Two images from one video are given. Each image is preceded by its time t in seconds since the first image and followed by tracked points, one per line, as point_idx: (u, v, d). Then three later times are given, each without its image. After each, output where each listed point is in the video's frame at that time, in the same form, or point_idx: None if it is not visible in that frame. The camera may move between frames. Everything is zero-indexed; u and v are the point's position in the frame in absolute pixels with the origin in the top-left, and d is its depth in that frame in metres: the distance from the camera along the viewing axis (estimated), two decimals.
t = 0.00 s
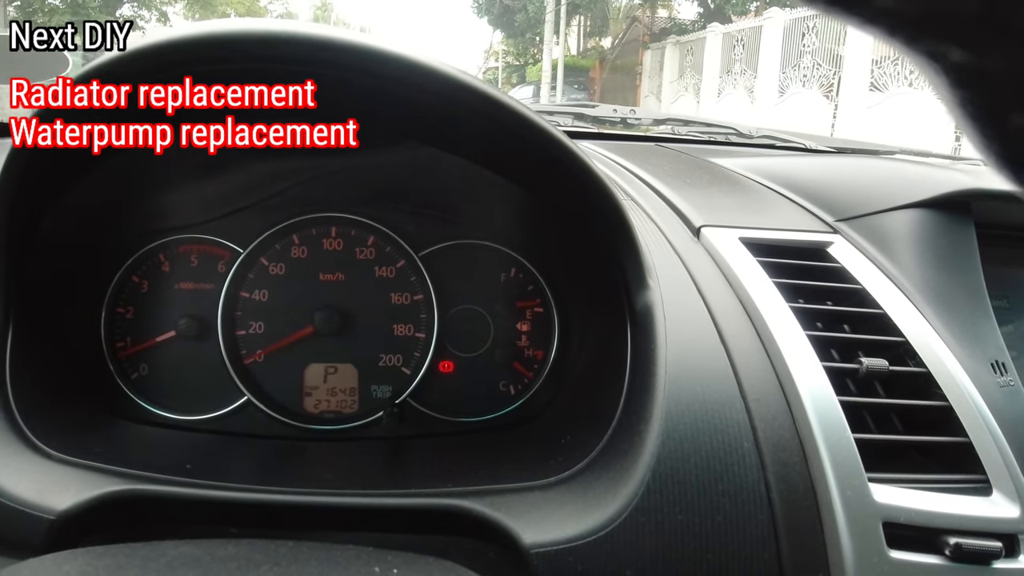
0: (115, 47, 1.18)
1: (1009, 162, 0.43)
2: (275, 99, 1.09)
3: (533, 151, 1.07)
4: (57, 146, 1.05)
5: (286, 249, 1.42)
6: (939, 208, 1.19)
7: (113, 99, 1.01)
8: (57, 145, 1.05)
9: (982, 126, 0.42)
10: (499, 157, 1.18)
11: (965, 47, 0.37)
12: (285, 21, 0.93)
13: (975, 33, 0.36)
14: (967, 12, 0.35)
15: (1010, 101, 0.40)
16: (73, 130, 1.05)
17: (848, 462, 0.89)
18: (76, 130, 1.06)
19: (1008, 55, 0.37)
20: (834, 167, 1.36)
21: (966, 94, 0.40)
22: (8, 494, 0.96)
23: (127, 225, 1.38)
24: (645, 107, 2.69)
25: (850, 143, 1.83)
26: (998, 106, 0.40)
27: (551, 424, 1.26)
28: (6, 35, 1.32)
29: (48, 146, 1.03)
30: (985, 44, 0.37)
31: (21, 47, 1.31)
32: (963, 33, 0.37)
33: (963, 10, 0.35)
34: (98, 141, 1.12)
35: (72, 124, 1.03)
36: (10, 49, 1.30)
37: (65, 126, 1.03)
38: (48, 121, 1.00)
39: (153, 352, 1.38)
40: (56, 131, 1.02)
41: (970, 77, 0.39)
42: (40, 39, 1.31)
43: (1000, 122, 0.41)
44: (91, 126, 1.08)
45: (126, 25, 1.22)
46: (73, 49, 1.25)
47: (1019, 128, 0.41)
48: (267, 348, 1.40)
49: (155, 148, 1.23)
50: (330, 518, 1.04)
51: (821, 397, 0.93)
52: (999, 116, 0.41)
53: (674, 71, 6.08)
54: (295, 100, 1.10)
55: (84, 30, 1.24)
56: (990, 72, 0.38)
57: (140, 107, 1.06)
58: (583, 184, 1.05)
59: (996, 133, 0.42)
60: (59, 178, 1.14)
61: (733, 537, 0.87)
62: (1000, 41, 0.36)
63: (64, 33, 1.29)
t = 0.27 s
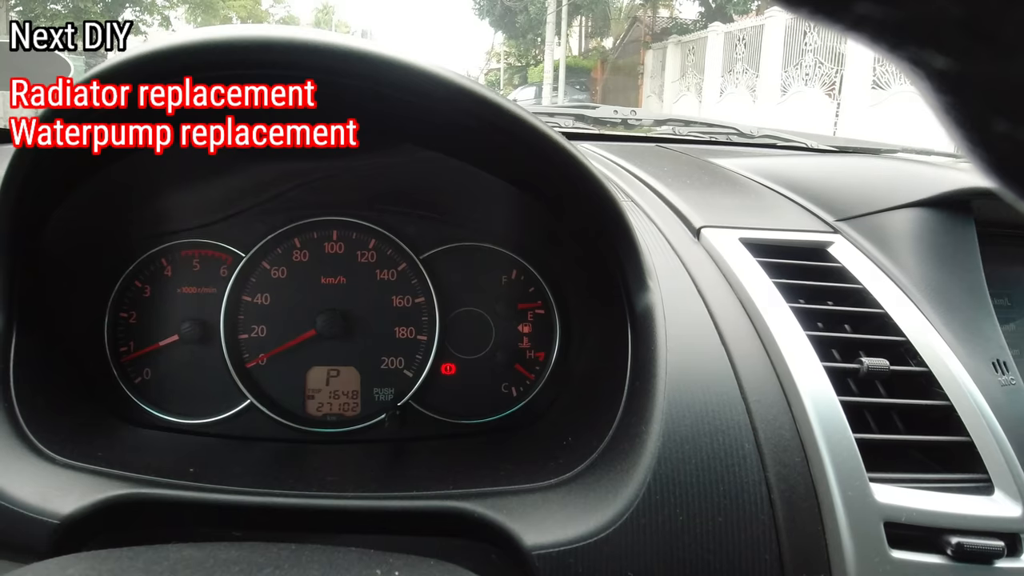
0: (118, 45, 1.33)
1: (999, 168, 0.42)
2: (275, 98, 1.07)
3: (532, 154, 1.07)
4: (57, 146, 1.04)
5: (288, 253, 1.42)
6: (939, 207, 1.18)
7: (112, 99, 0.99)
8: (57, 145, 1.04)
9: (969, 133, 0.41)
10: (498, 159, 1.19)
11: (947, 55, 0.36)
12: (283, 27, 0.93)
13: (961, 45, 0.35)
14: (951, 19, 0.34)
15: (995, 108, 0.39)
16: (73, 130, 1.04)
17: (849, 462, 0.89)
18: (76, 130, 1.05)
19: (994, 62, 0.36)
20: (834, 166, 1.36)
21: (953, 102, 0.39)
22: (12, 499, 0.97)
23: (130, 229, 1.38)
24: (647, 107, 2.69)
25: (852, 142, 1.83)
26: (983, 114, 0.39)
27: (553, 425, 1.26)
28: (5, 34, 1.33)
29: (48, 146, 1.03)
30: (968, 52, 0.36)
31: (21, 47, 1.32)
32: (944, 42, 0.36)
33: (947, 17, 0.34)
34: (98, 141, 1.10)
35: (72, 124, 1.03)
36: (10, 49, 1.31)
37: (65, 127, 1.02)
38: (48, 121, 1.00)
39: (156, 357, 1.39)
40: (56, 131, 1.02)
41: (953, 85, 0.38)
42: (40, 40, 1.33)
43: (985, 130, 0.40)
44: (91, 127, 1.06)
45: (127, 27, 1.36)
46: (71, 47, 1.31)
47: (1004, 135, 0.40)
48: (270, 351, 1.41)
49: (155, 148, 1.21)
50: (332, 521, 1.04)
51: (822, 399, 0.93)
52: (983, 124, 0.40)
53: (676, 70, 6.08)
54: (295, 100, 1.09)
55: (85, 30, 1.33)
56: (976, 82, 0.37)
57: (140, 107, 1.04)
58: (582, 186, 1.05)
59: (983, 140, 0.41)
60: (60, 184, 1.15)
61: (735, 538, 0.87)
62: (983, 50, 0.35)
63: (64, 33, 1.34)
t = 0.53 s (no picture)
0: (119, 45, 1.36)
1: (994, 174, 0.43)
2: (275, 99, 1.07)
3: (536, 157, 1.08)
4: (58, 147, 1.04)
5: (294, 257, 1.43)
6: (942, 207, 1.19)
7: (112, 99, 0.98)
8: (58, 146, 1.03)
9: (963, 139, 0.42)
10: (502, 163, 1.19)
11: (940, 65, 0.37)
12: (288, 33, 0.94)
13: (954, 55, 0.36)
14: (944, 32, 0.34)
15: (988, 114, 0.39)
16: (73, 129, 1.03)
17: (853, 463, 0.89)
18: (76, 130, 1.04)
19: (986, 72, 0.36)
20: (838, 167, 1.36)
21: (947, 109, 0.40)
22: (22, 502, 0.98)
23: (136, 234, 1.39)
24: (650, 108, 2.70)
25: (855, 142, 1.83)
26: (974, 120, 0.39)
27: (558, 426, 1.27)
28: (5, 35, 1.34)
29: (49, 147, 1.02)
30: (961, 61, 0.36)
31: (21, 47, 1.32)
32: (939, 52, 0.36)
33: (940, 30, 0.34)
34: (98, 141, 1.09)
35: (72, 124, 1.02)
36: (10, 49, 1.31)
37: (65, 126, 1.02)
38: (49, 121, 1.00)
39: (163, 360, 1.40)
40: (56, 131, 1.01)
41: (949, 94, 0.38)
42: (39, 39, 1.33)
43: (978, 136, 0.41)
44: (91, 126, 1.05)
45: (126, 28, 1.40)
46: (72, 47, 1.34)
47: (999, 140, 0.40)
48: (276, 355, 1.42)
49: (155, 148, 1.20)
50: (339, 523, 1.05)
51: (826, 399, 0.93)
52: (977, 130, 0.40)
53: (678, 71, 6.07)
54: (295, 100, 1.08)
55: (85, 31, 1.37)
56: (970, 90, 0.38)
57: (140, 107, 1.03)
58: (586, 189, 1.06)
59: (976, 145, 0.41)
60: (68, 189, 1.16)
61: (740, 538, 0.88)
62: (976, 60, 0.36)
63: (64, 33, 1.36)
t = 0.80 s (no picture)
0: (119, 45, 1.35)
1: (1009, 168, 0.43)
2: (275, 99, 1.07)
3: (541, 156, 1.08)
4: (58, 147, 1.04)
5: (297, 256, 1.43)
6: (946, 208, 1.19)
7: (112, 99, 0.98)
8: (58, 145, 1.03)
9: (980, 133, 0.42)
10: (506, 162, 1.19)
11: (961, 55, 0.37)
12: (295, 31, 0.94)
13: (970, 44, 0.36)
14: (964, 21, 0.35)
15: (1005, 108, 0.40)
16: (73, 129, 1.03)
17: (858, 463, 0.89)
18: (76, 131, 1.03)
19: (1006, 64, 0.37)
20: (841, 168, 1.36)
21: (966, 101, 0.40)
22: (24, 499, 0.98)
23: (140, 233, 1.39)
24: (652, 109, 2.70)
25: (858, 144, 1.83)
26: (993, 113, 0.40)
27: (561, 427, 1.27)
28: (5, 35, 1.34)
29: (49, 146, 1.02)
30: (983, 53, 0.37)
31: (21, 47, 1.33)
32: (959, 43, 0.37)
33: (960, 20, 0.35)
34: (98, 141, 1.09)
35: (72, 124, 1.02)
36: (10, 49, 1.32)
37: (65, 126, 1.02)
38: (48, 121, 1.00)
39: (166, 359, 1.39)
40: (56, 131, 1.02)
41: (966, 85, 0.39)
42: (40, 40, 1.34)
43: (996, 130, 0.41)
44: (91, 126, 1.05)
45: (127, 28, 1.40)
46: (72, 47, 1.33)
47: (1015, 135, 0.40)
48: (279, 354, 1.41)
49: (155, 148, 1.20)
50: (343, 522, 1.05)
51: (831, 399, 0.93)
52: (996, 124, 0.40)
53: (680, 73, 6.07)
54: (295, 100, 1.09)
55: (85, 31, 1.37)
56: (988, 82, 0.38)
57: (140, 107, 1.03)
58: (591, 188, 1.06)
59: (994, 139, 0.42)
60: (72, 187, 1.16)
61: (745, 539, 0.88)
62: (995, 51, 0.36)
63: (64, 33, 1.35)
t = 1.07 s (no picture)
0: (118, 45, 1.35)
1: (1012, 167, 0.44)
2: (275, 99, 1.08)
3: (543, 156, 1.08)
4: (59, 147, 1.04)
5: (298, 254, 1.43)
6: (947, 211, 1.19)
7: (112, 99, 0.98)
8: (58, 145, 1.04)
9: (984, 132, 0.43)
10: (508, 162, 1.20)
11: (966, 56, 0.38)
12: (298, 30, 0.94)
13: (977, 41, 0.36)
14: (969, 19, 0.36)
15: (1008, 109, 0.40)
16: (73, 129, 1.03)
17: (857, 464, 0.89)
18: (76, 130, 1.04)
19: (1009, 63, 0.38)
20: (842, 170, 1.37)
21: (969, 102, 0.41)
22: (23, 496, 0.98)
23: (141, 230, 1.39)
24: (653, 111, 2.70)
25: (859, 147, 1.83)
26: (996, 114, 0.41)
27: (561, 427, 1.27)
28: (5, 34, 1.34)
29: (49, 146, 1.03)
30: (986, 53, 0.37)
31: (21, 47, 1.32)
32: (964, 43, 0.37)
33: (966, 19, 0.36)
34: (98, 141, 1.09)
35: (73, 124, 1.02)
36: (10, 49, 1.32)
37: (65, 126, 1.02)
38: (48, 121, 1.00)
39: (166, 356, 1.39)
40: (56, 131, 1.02)
41: (969, 85, 0.40)
42: (40, 39, 1.33)
43: (999, 130, 0.42)
44: (91, 126, 1.05)
45: (127, 28, 1.39)
46: (72, 46, 1.33)
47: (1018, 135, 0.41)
48: (280, 352, 1.42)
49: (155, 148, 1.20)
50: (342, 520, 1.05)
51: (831, 401, 0.93)
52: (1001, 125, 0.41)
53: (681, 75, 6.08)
54: (295, 100, 1.09)
55: (86, 31, 1.36)
56: (991, 81, 0.39)
57: (140, 107, 1.03)
58: (593, 189, 1.06)
59: (997, 140, 0.42)
60: (73, 185, 1.16)
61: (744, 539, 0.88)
62: (999, 49, 0.37)
63: (64, 33, 1.34)
